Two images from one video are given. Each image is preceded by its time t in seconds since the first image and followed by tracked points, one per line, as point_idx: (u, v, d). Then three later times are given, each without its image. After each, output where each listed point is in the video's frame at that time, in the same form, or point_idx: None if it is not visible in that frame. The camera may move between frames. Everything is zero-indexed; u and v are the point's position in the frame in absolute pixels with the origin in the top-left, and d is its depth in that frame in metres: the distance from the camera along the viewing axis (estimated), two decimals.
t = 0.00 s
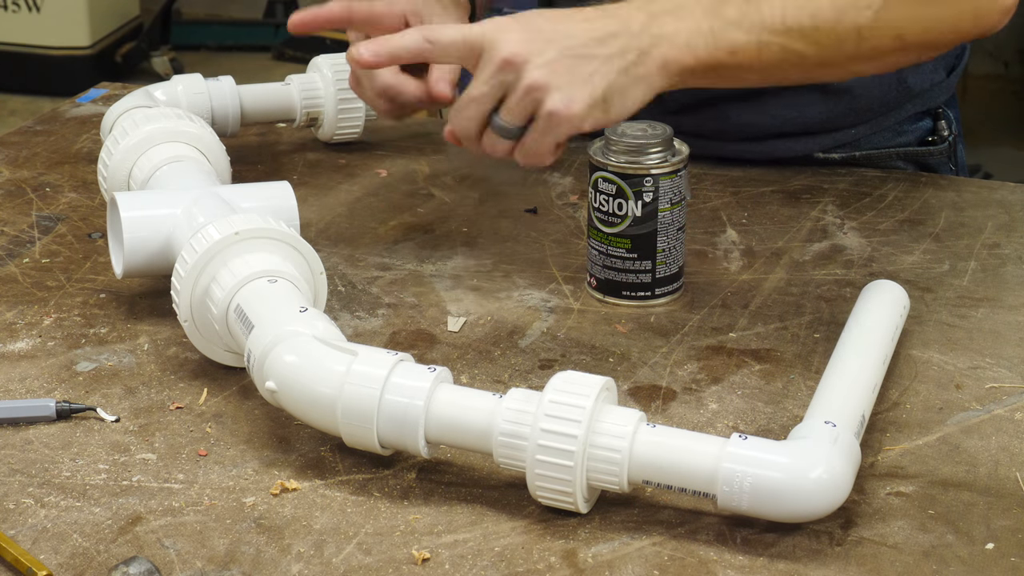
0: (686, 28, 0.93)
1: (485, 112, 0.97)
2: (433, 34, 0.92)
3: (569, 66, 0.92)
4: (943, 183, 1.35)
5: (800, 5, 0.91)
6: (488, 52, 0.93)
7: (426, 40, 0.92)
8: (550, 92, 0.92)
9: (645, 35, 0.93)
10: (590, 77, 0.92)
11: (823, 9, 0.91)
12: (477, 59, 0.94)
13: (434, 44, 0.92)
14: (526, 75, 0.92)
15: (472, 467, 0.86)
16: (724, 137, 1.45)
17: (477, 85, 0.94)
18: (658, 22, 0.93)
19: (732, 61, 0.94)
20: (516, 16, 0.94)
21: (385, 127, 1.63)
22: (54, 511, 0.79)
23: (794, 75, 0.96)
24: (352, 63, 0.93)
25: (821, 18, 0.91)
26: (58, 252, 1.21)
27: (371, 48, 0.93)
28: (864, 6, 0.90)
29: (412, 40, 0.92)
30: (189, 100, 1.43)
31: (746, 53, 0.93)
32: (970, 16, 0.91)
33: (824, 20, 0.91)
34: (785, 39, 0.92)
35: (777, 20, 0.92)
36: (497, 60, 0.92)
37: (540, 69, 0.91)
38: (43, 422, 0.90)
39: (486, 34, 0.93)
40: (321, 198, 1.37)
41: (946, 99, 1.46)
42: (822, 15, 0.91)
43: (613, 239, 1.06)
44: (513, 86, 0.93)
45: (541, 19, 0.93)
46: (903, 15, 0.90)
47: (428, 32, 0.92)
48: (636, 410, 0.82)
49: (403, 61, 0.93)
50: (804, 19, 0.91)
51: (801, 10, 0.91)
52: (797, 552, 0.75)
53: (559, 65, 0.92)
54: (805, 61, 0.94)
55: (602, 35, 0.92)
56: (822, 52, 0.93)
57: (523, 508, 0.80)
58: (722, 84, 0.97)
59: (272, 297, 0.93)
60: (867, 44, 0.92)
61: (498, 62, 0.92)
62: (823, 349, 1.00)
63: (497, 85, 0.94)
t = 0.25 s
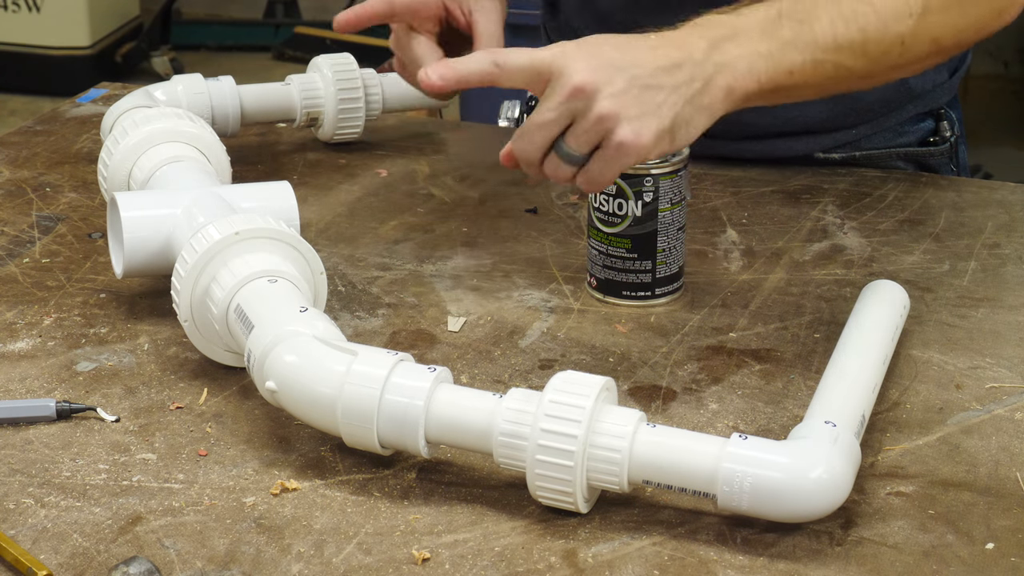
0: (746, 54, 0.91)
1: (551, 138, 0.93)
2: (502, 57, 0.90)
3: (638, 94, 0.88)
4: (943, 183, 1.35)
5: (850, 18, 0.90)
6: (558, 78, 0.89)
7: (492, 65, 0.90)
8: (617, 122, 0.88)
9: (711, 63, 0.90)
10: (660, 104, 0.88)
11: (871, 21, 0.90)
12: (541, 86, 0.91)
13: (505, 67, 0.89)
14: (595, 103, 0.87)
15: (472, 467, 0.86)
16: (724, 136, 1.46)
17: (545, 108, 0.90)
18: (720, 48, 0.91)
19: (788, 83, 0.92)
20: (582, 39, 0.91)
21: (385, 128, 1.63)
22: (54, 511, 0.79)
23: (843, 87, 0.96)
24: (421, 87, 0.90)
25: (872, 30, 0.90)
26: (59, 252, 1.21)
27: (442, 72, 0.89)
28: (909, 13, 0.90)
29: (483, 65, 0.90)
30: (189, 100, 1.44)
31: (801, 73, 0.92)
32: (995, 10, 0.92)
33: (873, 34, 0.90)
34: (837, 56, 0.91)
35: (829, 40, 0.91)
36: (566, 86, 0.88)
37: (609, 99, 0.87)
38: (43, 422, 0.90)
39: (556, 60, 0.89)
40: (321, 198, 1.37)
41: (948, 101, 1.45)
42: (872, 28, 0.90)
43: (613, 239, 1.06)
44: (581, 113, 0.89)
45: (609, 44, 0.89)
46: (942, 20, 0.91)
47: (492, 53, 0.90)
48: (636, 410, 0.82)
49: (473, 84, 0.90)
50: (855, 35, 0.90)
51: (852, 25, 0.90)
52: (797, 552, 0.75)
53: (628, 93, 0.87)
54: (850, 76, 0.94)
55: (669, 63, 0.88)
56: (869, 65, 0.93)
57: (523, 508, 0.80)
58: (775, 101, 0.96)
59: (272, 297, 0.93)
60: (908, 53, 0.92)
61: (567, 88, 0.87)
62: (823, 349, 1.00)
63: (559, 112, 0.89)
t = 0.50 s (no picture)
0: (805, 86, 0.86)
1: (636, 203, 0.88)
2: (574, 135, 0.84)
3: (715, 145, 0.83)
4: (943, 184, 1.35)
5: (902, 34, 0.87)
6: (632, 142, 0.84)
7: (566, 145, 0.84)
8: (701, 178, 0.83)
9: (777, 100, 0.85)
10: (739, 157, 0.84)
11: (921, 34, 0.87)
12: (617, 154, 0.86)
13: (580, 144, 0.84)
14: (676, 161, 0.82)
15: (472, 467, 0.86)
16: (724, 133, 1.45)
17: (624, 173, 0.85)
18: (784, 83, 0.86)
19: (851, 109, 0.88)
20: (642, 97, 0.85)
21: (385, 128, 1.63)
22: (54, 511, 0.79)
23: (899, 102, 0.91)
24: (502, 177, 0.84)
25: (927, 41, 0.87)
26: (59, 252, 1.21)
27: (520, 160, 0.83)
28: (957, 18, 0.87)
29: (557, 147, 0.83)
30: (189, 100, 1.44)
31: (864, 97, 0.87)
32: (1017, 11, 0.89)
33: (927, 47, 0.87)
34: (894, 74, 0.87)
35: (884, 58, 0.87)
36: (643, 149, 0.83)
37: (689, 156, 0.82)
38: (43, 422, 0.90)
39: (626, 126, 0.83)
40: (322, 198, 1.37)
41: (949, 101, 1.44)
42: (923, 41, 0.87)
43: (613, 239, 1.06)
44: (663, 173, 0.84)
45: (673, 97, 0.84)
46: (986, 23, 0.88)
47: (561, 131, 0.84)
48: (636, 410, 0.82)
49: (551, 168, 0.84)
50: (909, 51, 0.87)
51: (905, 40, 0.87)
52: (797, 552, 0.75)
53: (706, 144, 0.83)
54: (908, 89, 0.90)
55: (737, 107, 0.83)
56: (927, 77, 0.89)
57: (523, 508, 0.80)
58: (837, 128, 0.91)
59: (272, 297, 0.93)
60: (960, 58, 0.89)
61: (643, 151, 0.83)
62: (823, 349, 1.00)
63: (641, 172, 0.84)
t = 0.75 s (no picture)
0: (860, 103, 0.92)
1: (698, 245, 0.91)
2: (633, 187, 0.86)
3: (772, 177, 0.87)
4: (944, 184, 1.35)
5: (942, 44, 0.94)
6: (690, 184, 0.87)
7: (627, 201, 0.86)
8: (761, 213, 0.86)
9: (831, 122, 0.90)
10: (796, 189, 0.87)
11: (964, 38, 0.94)
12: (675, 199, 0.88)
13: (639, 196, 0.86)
14: (735, 199, 0.86)
15: (472, 467, 0.86)
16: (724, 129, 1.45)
17: (685, 215, 0.88)
18: (833, 107, 0.91)
19: (899, 121, 0.94)
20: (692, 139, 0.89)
21: (385, 127, 1.63)
22: (54, 511, 0.79)
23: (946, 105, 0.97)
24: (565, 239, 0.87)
25: (965, 49, 0.94)
26: (59, 252, 1.21)
27: (582, 220, 0.86)
28: (994, 23, 0.95)
29: (618, 204, 0.86)
30: (189, 100, 1.44)
31: (914, 107, 0.94)
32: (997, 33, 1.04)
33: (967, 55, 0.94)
34: (942, 80, 0.94)
35: (932, 66, 0.94)
36: (702, 190, 0.86)
37: (749, 192, 0.86)
38: (43, 422, 0.90)
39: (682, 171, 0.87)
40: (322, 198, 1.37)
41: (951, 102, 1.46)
42: (966, 46, 0.94)
43: (613, 239, 1.06)
44: (723, 213, 0.87)
45: (724, 136, 0.88)
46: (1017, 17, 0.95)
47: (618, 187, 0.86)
48: (636, 410, 0.82)
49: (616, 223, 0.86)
50: (954, 57, 0.94)
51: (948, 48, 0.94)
52: (796, 552, 0.75)
53: (763, 179, 0.86)
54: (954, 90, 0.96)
55: (789, 138, 0.87)
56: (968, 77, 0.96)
57: (523, 508, 0.80)
58: (888, 140, 0.98)
59: (272, 297, 0.93)
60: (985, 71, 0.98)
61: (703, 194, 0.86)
62: (823, 349, 1.00)
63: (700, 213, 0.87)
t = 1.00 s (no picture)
0: (870, 116, 0.90)
1: (726, 263, 0.89)
2: (660, 213, 0.84)
3: (798, 189, 0.85)
4: (944, 184, 1.35)
5: (951, 53, 0.92)
6: (716, 202, 0.85)
7: (658, 228, 0.84)
8: (791, 226, 0.85)
9: (847, 133, 0.88)
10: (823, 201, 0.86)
11: (973, 45, 0.92)
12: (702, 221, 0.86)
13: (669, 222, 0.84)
14: (763, 215, 0.84)
15: (471, 467, 0.86)
16: (724, 128, 1.45)
17: (712, 235, 0.87)
18: (847, 117, 0.90)
19: (912, 133, 0.92)
20: (710, 159, 0.87)
21: (385, 127, 1.63)
22: (54, 511, 0.79)
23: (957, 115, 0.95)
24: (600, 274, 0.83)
25: (975, 56, 0.92)
26: (59, 252, 1.21)
27: (616, 253, 0.83)
28: (1001, 28, 0.92)
29: (649, 232, 0.83)
30: (189, 100, 1.44)
31: (927, 117, 0.92)
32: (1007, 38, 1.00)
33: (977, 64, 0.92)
34: (954, 89, 0.92)
35: (941, 74, 0.92)
36: (729, 207, 0.84)
37: (776, 206, 0.84)
38: (43, 422, 0.90)
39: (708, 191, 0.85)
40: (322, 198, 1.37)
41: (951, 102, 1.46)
42: (976, 54, 0.92)
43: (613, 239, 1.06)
44: (751, 229, 0.86)
45: (746, 152, 0.86)
46: None
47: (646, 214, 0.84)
48: (636, 410, 0.82)
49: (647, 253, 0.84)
50: (964, 65, 0.92)
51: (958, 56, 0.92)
52: (796, 552, 0.75)
53: (789, 191, 0.85)
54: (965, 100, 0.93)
55: (809, 149, 0.86)
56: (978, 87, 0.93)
57: (523, 508, 0.80)
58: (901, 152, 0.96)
59: (272, 297, 0.93)
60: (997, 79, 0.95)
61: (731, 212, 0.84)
62: (823, 349, 1.00)
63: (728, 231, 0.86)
